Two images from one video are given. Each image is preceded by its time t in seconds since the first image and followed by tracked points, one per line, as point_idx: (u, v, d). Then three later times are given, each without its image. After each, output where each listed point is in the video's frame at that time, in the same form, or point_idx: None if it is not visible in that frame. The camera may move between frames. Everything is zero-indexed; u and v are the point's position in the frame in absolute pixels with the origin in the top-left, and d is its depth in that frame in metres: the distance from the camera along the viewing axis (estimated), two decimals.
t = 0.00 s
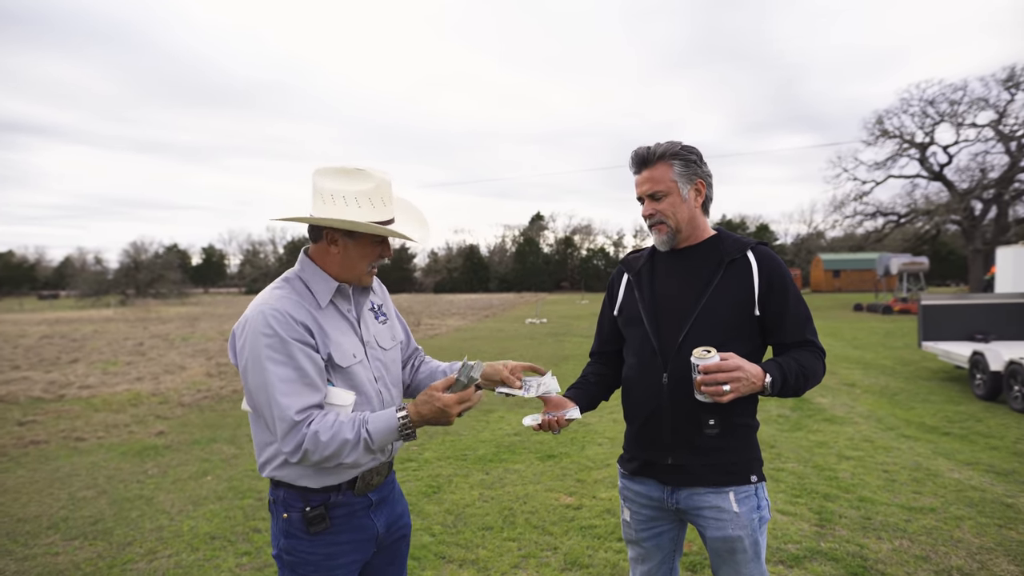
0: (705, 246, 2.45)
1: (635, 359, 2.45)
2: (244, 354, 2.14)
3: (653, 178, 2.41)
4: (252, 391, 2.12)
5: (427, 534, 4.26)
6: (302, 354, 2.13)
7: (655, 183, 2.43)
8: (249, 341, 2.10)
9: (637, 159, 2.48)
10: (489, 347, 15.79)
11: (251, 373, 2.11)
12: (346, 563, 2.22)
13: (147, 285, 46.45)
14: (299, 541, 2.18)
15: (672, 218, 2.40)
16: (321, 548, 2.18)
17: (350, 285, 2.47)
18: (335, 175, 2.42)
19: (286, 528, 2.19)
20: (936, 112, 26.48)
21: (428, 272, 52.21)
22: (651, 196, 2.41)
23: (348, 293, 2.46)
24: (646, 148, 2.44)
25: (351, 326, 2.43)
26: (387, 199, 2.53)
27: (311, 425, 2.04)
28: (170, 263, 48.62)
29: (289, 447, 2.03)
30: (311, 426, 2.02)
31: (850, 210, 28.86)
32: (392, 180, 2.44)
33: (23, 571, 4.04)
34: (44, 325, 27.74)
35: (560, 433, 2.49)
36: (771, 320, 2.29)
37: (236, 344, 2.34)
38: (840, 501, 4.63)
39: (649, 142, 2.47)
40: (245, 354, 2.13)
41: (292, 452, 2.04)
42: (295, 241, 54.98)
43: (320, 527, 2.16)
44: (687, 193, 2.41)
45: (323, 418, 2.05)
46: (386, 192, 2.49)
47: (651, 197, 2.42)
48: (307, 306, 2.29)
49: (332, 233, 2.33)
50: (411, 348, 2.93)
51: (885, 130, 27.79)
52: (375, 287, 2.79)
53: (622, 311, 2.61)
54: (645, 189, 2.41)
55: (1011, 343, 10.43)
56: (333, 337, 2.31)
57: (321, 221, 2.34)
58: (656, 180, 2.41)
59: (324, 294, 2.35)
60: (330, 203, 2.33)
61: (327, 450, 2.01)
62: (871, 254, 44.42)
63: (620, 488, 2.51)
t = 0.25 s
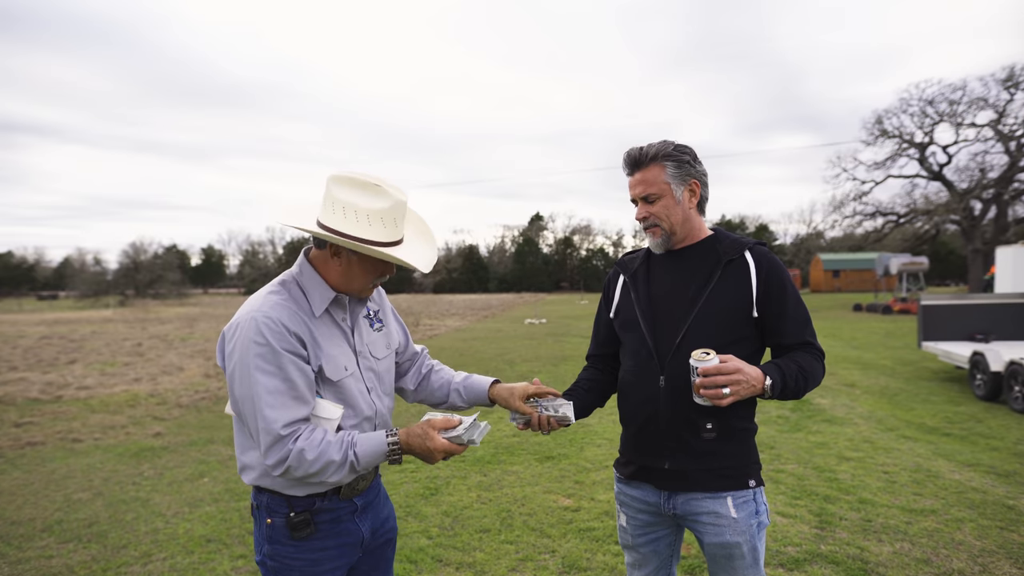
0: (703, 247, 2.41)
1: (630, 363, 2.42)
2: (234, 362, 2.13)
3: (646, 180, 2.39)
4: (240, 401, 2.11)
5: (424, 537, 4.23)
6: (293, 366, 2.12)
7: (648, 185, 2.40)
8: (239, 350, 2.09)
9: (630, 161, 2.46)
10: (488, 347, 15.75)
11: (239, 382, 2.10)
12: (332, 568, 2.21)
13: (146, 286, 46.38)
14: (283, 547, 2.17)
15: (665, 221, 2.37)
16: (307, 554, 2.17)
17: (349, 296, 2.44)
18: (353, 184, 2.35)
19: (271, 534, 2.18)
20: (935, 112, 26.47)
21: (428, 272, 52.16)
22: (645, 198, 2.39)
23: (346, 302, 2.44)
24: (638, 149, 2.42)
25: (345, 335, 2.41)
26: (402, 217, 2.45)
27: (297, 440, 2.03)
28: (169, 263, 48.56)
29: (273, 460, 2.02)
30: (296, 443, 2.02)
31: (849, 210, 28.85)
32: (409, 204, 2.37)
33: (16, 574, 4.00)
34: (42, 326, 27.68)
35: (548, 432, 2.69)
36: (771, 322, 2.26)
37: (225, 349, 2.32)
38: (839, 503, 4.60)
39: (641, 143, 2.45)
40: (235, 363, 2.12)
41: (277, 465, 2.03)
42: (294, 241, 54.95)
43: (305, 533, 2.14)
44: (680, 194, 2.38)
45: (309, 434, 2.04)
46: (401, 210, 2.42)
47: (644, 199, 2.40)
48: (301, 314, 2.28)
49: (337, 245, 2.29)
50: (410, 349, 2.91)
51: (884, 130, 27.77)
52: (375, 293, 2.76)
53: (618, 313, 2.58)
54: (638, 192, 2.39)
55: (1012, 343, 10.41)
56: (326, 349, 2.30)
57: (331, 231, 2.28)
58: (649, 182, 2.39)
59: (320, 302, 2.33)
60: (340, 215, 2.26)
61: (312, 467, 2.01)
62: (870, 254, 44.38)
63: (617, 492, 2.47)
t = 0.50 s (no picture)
0: (697, 251, 2.41)
1: (625, 367, 2.42)
2: (220, 368, 2.12)
3: (639, 185, 2.39)
4: (226, 407, 2.10)
5: (421, 539, 4.21)
6: (279, 372, 2.11)
7: (641, 191, 2.41)
8: (225, 356, 2.08)
9: (622, 166, 2.47)
10: (487, 348, 15.73)
11: (225, 389, 2.09)
12: None
13: (144, 286, 46.30)
14: (270, 555, 2.16)
15: (658, 225, 2.37)
16: (296, 561, 2.16)
17: (338, 301, 2.43)
18: (338, 183, 2.36)
19: (257, 542, 2.16)
20: (933, 113, 26.53)
21: (426, 272, 52.09)
22: (638, 202, 2.39)
23: (335, 307, 2.43)
24: (630, 153, 2.42)
25: (333, 341, 2.41)
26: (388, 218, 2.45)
27: (284, 448, 2.02)
28: (166, 264, 48.44)
29: (259, 468, 2.02)
30: (282, 451, 2.00)
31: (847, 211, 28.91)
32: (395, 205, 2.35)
33: None
34: (39, 326, 27.58)
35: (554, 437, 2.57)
36: (766, 326, 2.25)
37: (212, 353, 2.31)
38: (836, 505, 4.60)
39: (633, 148, 2.46)
40: (220, 369, 2.11)
41: (264, 473, 2.03)
42: (293, 241, 54.89)
43: (292, 541, 2.13)
44: (673, 199, 2.39)
45: (296, 442, 2.03)
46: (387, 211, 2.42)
47: (637, 205, 2.41)
48: (288, 319, 2.27)
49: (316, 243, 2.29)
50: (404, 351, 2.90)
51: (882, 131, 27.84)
52: (366, 297, 2.76)
53: (613, 317, 2.58)
54: (631, 197, 2.40)
55: (1011, 344, 10.53)
56: (314, 355, 2.29)
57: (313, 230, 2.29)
58: (642, 188, 2.39)
59: (308, 307, 2.32)
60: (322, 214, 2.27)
61: (297, 476, 1.99)
62: (868, 255, 44.43)
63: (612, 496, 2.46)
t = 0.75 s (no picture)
0: (699, 253, 2.41)
1: (627, 370, 2.41)
2: (218, 369, 2.11)
3: (642, 187, 2.39)
4: (224, 409, 2.09)
5: (420, 541, 4.20)
6: (279, 373, 2.10)
7: (644, 191, 2.40)
8: (223, 357, 2.07)
9: (625, 167, 2.46)
10: (486, 349, 15.74)
11: (224, 390, 2.08)
12: None
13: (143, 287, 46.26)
14: (268, 562, 2.15)
15: (660, 227, 2.36)
16: (294, 568, 2.15)
17: (336, 302, 2.43)
18: (330, 181, 2.36)
19: (255, 549, 2.15)
20: (931, 114, 26.58)
21: (425, 272, 52.16)
22: (640, 204, 2.38)
23: (333, 307, 2.43)
24: (633, 155, 2.42)
25: (331, 343, 2.41)
26: (381, 215, 2.45)
27: (283, 450, 2.01)
28: (166, 264, 48.43)
29: (257, 470, 2.00)
30: (281, 453, 2.00)
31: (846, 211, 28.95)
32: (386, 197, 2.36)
33: None
34: (38, 327, 27.56)
35: (567, 440, 2.51)
36: (767, 328, 2.25)
37: (210, 355, 2.30)
38: (837, 506, 4.60)
39: (635, 150, 2.46)
40: (219, 370, 2.10)
41: (262, 476, 2.01)
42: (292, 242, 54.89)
43: (289, 548, 2.12)
44: (675, 202, 2.39)
45: (296, 444, 2.02)
46: (380, 206, 2.41)
47: (639, 206, 2.40)
48: (287, 320, 2.26)
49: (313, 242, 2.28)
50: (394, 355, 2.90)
51: (880, 132, 27.87)
52: (363, 300, 2.76)
53: (614, 320, 2.58)
54: (633, 197, 2.39)
55: (1010, 345, 10.56)
56: (313, 356, 2.29)
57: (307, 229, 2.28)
58: (644, 189, 2.38)
59: (307, 308, 2.32)
60: (316, 212, 2.27)
61: (297, 478, 1.99)
62: (867, 255, 44.47)
63: (613, 501, 2.45)
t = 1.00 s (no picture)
0: (696, 256, 2.44)
1: (626, 371, 2.44)
2: (217, 372, 2.14)
3: (646, 189, 2.41)
4: (224, 410, 2.12)
5: (421, 541, 4.24)
6: (277, 374, 2.14)
7: (647, 193, 2.42)
8: (222, 359, 2.10)
9: (629, 169, 2.48)
10: (486, 349, 15.78)
11: (223, 392, 2.11)
12: None
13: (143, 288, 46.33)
14: (267, 562, 2.18)
15: (662, 228, 2.39)
16: (294, 567, 2.18)
17: (332, 304, 2.47)
18: (326, 185, 2.40)
19: (255, 550, 2.18)
20: (932, 114, 26.60)
21: (425, 272, 52.22)
22: (644, 204, 2.40)
23: (330, 310, 2.47)
24: (637, 156, 2.45)
25: (328, 345, 2.45)
26: (377, 217, 2.48)
27: (282, 450, 2.04)
28: (166, 265, 48.52)
29: (257, 470, 2.03)
30: (280, 452, 2.03)
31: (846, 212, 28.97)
32: (381, 200, 2.41)
33: None
34: (40, 328, 27.63)
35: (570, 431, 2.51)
36: (763, 330, 2.29)
37: (210, 357, 2.33)
38: (835, 506, 4.63)
39: (639, 151, 2.49)
40: (218, 372, 2.13)
41: (262, 475, 2.04)
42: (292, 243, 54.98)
43: (289, 548, 2.15)
44: (678, 204, 2.42)
45: (295, 444, 2.06)
46: (375, 209, 2.46)
47: (641, 207, 2.42)
48: (285, 322, 2.30)
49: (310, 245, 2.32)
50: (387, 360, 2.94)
51: (880, 132, 27.89)
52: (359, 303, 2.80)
53: (614, 321, 2.61)
54: (637, 197, 2.41)
55: (1010, 345, 10.57)
56: (311, 358, 2.32)
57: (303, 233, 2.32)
58: (647, 191, 2.41)
59: (304, 310, 2.35)
60: (313, 216, 2.31)
61: (296, 477, 2.02)
62: (867, 255, 44.47)
63: (612, 499, 2.48)
